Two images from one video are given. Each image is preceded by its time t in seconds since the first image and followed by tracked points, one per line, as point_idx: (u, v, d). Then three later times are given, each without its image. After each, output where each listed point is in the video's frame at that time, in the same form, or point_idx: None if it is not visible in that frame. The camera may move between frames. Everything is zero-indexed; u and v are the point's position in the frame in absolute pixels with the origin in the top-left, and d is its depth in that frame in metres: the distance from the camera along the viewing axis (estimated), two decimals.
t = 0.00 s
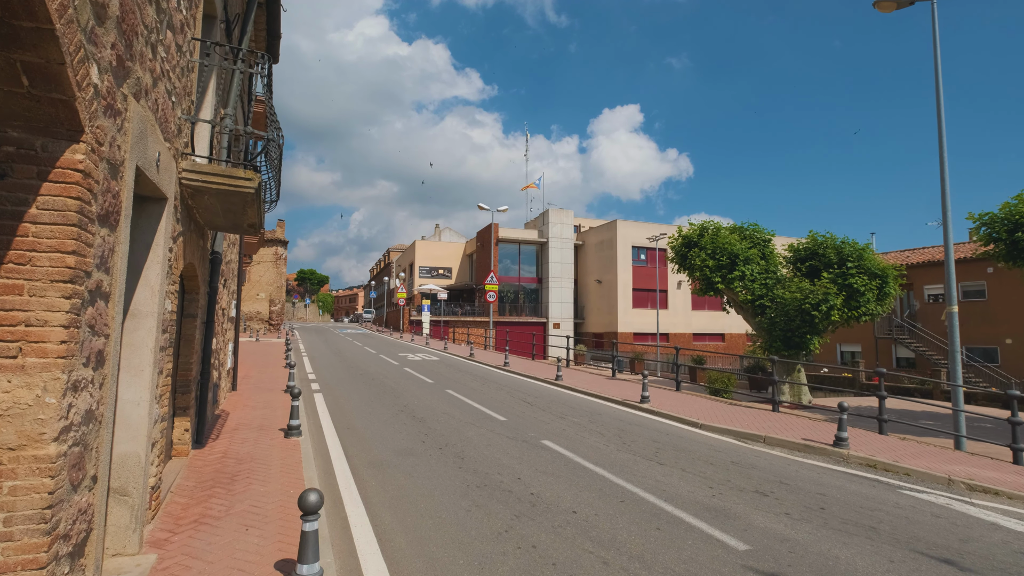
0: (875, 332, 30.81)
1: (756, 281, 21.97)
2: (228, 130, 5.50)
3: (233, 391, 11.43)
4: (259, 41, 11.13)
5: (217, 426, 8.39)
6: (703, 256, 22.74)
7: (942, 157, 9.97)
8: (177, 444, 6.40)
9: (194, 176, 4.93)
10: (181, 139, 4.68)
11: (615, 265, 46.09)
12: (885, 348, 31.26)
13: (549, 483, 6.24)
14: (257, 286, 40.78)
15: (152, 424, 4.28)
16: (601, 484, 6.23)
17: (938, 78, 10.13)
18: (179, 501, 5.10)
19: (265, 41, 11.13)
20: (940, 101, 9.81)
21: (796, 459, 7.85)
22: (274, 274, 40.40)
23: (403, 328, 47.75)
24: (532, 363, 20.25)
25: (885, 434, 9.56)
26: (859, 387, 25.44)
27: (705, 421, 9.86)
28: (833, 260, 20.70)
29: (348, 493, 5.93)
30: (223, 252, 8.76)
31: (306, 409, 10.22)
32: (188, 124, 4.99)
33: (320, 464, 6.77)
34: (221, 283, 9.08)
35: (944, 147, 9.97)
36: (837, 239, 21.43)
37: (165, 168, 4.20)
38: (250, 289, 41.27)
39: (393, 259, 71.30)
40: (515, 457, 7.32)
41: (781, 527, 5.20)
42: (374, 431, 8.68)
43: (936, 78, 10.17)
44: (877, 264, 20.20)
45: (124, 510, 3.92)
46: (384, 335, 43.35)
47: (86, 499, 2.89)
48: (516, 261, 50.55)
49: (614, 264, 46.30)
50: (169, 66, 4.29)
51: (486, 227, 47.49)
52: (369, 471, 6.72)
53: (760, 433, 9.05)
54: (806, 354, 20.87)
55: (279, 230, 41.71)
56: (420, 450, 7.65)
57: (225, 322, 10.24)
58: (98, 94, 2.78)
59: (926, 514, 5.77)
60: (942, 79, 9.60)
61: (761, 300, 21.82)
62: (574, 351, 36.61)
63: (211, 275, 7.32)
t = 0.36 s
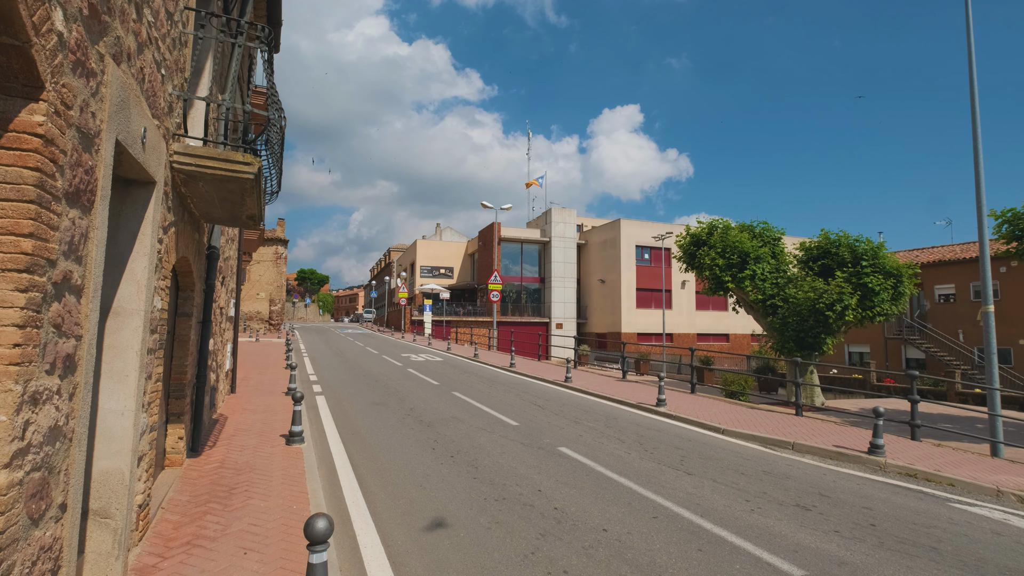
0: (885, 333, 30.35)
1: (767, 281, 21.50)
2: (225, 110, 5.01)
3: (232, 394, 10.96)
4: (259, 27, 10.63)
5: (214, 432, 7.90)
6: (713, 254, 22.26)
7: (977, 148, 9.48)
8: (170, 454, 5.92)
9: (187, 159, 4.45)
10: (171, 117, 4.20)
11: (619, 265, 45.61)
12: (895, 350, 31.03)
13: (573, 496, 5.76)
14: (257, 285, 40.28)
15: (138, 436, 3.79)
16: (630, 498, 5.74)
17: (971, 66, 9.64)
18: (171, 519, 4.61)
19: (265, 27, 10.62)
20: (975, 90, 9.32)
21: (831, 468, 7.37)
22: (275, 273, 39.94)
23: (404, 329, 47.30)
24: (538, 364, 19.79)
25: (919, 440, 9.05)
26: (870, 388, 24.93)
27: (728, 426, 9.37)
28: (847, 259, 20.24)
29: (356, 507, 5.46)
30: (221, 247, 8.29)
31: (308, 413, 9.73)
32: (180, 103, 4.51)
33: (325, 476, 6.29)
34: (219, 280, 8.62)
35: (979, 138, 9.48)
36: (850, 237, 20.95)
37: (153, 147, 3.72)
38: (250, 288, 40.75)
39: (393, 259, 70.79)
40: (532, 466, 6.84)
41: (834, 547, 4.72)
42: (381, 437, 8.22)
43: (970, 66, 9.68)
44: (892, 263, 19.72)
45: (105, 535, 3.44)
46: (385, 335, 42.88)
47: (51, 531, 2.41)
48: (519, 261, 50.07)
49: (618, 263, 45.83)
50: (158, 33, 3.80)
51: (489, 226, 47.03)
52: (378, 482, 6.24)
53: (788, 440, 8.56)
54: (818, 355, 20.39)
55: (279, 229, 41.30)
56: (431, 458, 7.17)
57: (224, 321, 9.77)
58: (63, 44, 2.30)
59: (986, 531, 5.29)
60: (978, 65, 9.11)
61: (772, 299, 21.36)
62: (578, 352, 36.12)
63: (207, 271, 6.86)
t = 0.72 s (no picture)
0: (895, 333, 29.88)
1: (779, 281, 21.05)
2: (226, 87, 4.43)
3: (232, 399, 10.50)
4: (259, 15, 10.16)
5: (212, 441, 7.44)
6: (723, 254, 21.79)
7: (1014, 141, 9.01)
8: (163, 468, 5.46)
9: (180, 144, 3.99)
10: (161, 97, 3.74)
11: (623, 265, 45.15)
12: (905, 351, 30.58)
13: (601, 514, 5.31)
14: (257, 285, 39.84)
15: (121, 457, 3.33)
16: (662, 517, 5.28)
17: (1008, 54, 9.16)
18: (161, 546, 4.15)
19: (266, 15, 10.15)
20: (1013, 80, 8.86)
21: (869, 481, 6.91)
22: (275, 273, 39.53)
23: (406, 329, 46.87)
24: (545, 366, 19.34)
25: (956, 448, 8.49)
26: (882, 390, 24.44)
27: (753, 434, 8.90)
28: (861, 259, 19.77)
29: (365, 527, 5.00)
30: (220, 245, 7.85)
31: (311, 420, 9.27)
32: (170, 82, 4.06)
33: (331, 492, 5.83)
34: (217, 280, 8.17)
35: (1016, 131, 9.01)
36: (864, 236, 20.48)
37: (139, 127, 3.26)
38: (250, 289, 40.30)
39: (395, 259, 70.35)
40: (552, 479, 6.39)
41: None
42: (388, 446, 7.76)
43: (1006, 54, 9.21)
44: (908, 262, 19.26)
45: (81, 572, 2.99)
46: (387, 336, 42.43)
47: None
48: (522, 261, 49.60)
49: (622, 263, 45.37)
50: None
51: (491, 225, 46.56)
52: (388, 498, 5.78)
53: (819, 449, 8.09)
54: (832, 356, 19.90)
55: (279, 228, 40.86)
56: (443, 471, 6.70)
57: (223, 323, 9.31)
58: None
59: None
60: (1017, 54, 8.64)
61: (784, 300, 20.88)
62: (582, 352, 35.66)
63: (204, 270, 6.41)
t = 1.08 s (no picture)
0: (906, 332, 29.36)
1: (791, 278, 20.56)
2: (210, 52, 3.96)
3: (227, 402, 10.00)
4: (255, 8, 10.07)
5: (206, 446, 6.95)
6: (733, 251, 21.28)
7: None
8: (150, 478, 4.99)
9: (162, 113, 3.49)
10: (137, 55, 3.24)
11: (627, 263, 44.66)
12: (915, 351, 30.12)
13: (632, 529, 4.81)
14: (257, 285, 39.34)
15: (90, 473, 2.84)
16: (700, 532, 4.78)
17: None
18: (143, 570, 3.66)
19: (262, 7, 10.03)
20: None
21: (912, 488, 6.42)
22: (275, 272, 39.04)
23: (407, 329, 46.38)
24: (551, 367, 18.86)
25: (997, 453, 7.99)
26: (894, 389, 23.96)
27: (780, 438, 8.40)
28: (875, 256, 19.27)
29: (374, 545, 4.49)
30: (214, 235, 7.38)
31: (312, 423, 8.77)
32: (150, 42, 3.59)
33: (334, 504, 5.34)
34: (212, 274, 7.70)
35: None
36: (877, 233, 19.98)
37: (109, 84, 2.77)
38: (250, 288, 39.79)
39: (396, 258, 69.84)
40: (574, 488, 5.89)
41: None
42: (394, 452, 7.27)
43: None
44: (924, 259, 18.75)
45: None
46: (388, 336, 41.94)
47: None
48: (524, 259, 49.10)
49: (625, 262, 44.89)
50: None
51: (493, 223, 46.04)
52: (397, 510, 5.29)
53: (853, 454, 7.59)
54: (846, 355, 19.40)
55: (279, 227, 40.35)
56: (455, 479, 6.21)
57: (218, 320, 8.84)
58: None
59: None
60: None
61: (795, 298, 20.38)
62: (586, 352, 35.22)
63: (196, 262, 5.93)
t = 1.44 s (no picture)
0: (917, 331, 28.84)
1: (804, 275, 20.06)
2: None
3: (225, 403, 9.49)
4: None
5: (200, 452, 6.43)
6: (744, 248, 20.76)
7: None
8: (135, 490, 4.47)
9: (141, 67, 2.98)
10: None
11: (631, 262, 44.15)
12: (926, 350, 29.61)
13: (674, 549, 4.31)
14: (257, 284, 38.79)
15: (48, 496, 2.34)
16: (750, 551, 4.28)
17: None
18: None
19: None
20: None
21: (968, 499, 5.90)
22: (275, 271, 38.52)
23: (409, 329, 45.84)
24: (559, 366, 18.35)
25: None
26: (907, 389, 23.46)
27: (812, 444, 7.87)
28: (892, 252, 18.75)
29: (386, 567, 3.98)
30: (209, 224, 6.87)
31: (315, 427, 8.27)
32: None
33: (341, 520, 4.83)
34: (208, 267, 7.20)
35: None
36: (893, 229, 19.47)
37: (69, 15, 2.26)
38: (249, 287, 39.24)
39: (396, 257, 69.31)
40: (602, 500, 5.38)
41: None
42: (404, 459, 6.78)
43: None
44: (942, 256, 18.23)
45: None
46: (389, 335, 41.46)
47: None
48: (526, 258, 48.59)
49: (629, 260, 44.38)
50: None
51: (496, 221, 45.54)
52: (410, 525, 4.78)
53: (895, 461, 7.06)
54: (861, 355, 18.87)
55: (279, 225, 39.81)
56: (471, 489, 5.70)
57: (215, 317, 8.33)
58: None
59: None
60: None
61: (808, 295, 19.86)
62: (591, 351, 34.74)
63: (188, 251, 5.42)
